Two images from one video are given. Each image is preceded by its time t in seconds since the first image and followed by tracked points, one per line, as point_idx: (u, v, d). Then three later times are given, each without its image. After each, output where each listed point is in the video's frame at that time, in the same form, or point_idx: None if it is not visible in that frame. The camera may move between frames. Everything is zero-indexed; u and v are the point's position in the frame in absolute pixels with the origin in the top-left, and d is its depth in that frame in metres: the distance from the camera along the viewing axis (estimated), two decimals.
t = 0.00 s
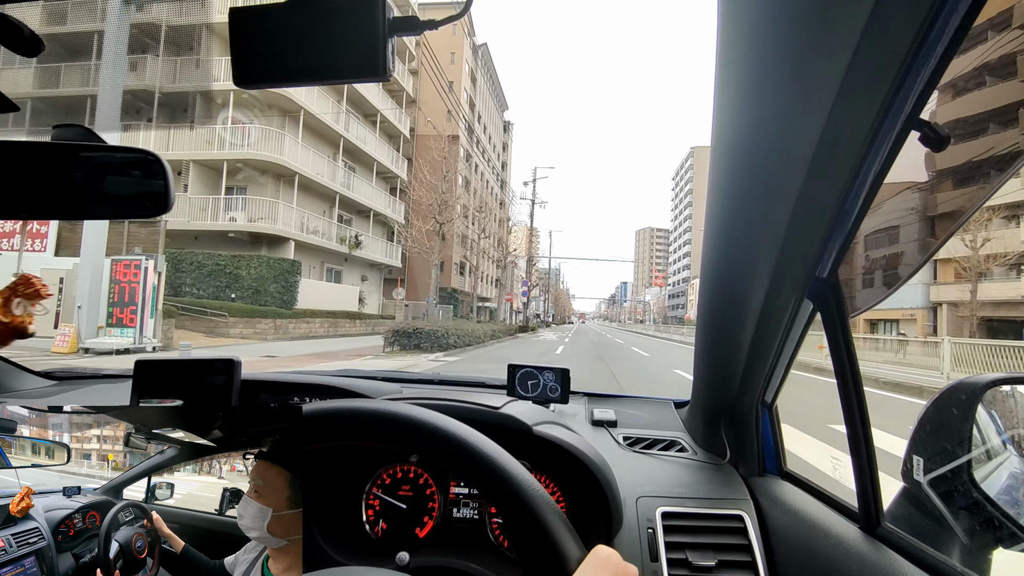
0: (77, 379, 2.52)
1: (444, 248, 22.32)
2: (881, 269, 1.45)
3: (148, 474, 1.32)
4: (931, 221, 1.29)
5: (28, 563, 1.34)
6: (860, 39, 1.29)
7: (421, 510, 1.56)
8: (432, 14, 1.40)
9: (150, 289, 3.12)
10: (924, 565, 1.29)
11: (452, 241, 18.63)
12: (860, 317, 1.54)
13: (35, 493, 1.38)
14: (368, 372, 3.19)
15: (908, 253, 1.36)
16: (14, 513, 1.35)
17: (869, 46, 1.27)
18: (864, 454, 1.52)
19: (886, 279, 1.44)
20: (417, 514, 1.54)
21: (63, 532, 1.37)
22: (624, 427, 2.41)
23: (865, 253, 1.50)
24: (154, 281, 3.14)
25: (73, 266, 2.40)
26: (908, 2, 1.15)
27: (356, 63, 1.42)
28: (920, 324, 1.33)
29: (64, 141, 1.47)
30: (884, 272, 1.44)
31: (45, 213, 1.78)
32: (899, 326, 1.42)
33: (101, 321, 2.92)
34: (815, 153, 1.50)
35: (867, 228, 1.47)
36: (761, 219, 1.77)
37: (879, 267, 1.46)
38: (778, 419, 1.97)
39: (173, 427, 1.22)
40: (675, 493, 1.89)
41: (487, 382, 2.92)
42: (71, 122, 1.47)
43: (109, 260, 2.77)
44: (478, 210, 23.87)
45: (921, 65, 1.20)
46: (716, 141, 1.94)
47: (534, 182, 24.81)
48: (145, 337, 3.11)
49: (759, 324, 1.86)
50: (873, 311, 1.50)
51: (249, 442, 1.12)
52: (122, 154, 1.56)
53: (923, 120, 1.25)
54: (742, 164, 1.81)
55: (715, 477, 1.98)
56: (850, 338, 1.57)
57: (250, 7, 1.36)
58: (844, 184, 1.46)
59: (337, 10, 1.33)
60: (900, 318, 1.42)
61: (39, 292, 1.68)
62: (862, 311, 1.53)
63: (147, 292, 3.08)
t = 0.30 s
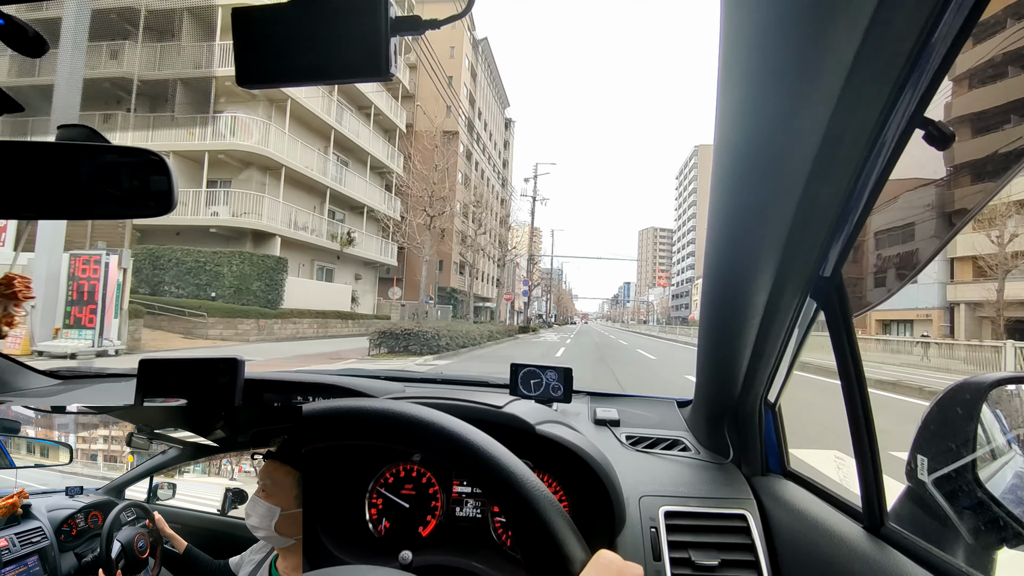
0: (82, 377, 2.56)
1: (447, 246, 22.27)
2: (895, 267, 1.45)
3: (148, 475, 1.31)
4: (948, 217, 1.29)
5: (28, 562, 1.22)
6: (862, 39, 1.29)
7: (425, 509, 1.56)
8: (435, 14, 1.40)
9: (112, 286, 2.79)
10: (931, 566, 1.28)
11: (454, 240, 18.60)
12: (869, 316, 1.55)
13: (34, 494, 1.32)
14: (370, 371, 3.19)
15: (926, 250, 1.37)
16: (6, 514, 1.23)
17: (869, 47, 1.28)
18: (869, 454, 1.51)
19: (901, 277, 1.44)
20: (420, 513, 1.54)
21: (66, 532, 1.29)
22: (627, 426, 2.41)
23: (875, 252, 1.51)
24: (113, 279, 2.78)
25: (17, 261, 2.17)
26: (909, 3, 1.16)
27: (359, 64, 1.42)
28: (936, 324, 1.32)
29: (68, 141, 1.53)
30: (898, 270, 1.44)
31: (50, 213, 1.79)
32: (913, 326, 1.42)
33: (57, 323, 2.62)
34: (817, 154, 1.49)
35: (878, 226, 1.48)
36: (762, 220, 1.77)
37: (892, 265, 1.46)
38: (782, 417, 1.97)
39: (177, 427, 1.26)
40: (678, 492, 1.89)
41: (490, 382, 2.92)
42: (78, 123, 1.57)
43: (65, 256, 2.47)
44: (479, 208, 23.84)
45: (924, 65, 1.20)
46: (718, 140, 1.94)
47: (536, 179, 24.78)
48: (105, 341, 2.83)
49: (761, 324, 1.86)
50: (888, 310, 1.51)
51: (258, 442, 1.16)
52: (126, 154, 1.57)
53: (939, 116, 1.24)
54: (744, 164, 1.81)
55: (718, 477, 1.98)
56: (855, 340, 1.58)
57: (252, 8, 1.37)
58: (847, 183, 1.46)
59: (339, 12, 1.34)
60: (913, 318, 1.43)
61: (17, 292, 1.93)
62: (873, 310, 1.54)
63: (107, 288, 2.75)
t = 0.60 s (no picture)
0: (84, 378, 2.57)
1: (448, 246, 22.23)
2: (910, 265, 1.41)
3: (150, 474, 1.32)
4: (965, 214, 1.26)
5: (32, 562, 1.29)
6: (866, 39, 1.28)
7: (426, 509, 1.55)
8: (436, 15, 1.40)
9: (58, 283, 2.43)
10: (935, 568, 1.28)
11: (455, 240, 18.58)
12: (879, 317, 1.53)
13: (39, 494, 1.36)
14: (371, 371, 3.19)
15: (943, 247, 1.32)
16: (20, 513, 1.30)
17: (872, 48, 1.28)
18: (871, 455, 1.51)
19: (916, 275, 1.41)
20: (422, 513, 1.55)
21: (67, 532, 1.35)
22: (628, 426, 2.41)
23: (880, 251, 1.48)
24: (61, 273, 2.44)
25: None
26: (911, 4, 1.16)
27: (361, 64, 1.42)
28: (954, 324, 1.25)
29: (67, 142, 1.49)
30: (913, 267, 1.40)
31: (54, 212, 1.80)
32: (928, 328, 1.37)
33: None
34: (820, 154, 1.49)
35: (889, 223, 1.45)
36: (765, 220, 1.76)
37: (906, 263, 1.42)
38: (784, 418, 1.97)
39: (178, 427, 1.25)
40: (680, 493, 1.89)
41: (491, 382, 2.92)
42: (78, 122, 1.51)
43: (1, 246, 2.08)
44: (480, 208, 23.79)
45: (928, 65, 1.19)
46: (720, 139, 1.93)
47: (537, 178, 24.75)
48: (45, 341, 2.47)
49: (763, 325, 1.86)
50: (903, 310, 1.48)
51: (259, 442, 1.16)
52: (130, 156, 1.57)
53: (955, 109, 1.20)
54: (746, 164, 1.80)
55: (720, 478, 1.97)
56: (857, 342, 1.57)
57: (253, 8, 1.37)
58: (849, 184, 1.46)
59: (340, 12, 1.34)
60: (929, 318, 1.38)
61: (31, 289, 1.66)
62: (884, 310, 1.52)
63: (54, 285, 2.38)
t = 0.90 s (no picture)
0: (87, 379, 2.57)
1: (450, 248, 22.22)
2: (927, 262, 1.34)
3: (154, 474, 1.31)
4: (987, 209, 1.19)
5: (32, 561, 1.24)
6: (868, 39, 1.28)
7: (427, 510, 1.55)
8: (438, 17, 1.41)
9: None
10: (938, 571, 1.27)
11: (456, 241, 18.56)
12: (891, 317, 1.49)
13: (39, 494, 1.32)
14: (374, 373, 3.18)
15: (964, 245, 1.24)
16: (9, 514, 1.24)
17: (873, 48, 1.28)
18: (874, 457, 1.50)
19: (932, 272, 1.34)
20: (423, 514, 1.55)
21: (69, 532, 1.30)
22: (630, 428, 2.41)
23: (887, 249, 1.45)
24: None
25: None
26: (912, 4, 1.16)
27: (363, 65, 1.43)
28: (974, 325, 1.20)
29: (70, 143, 1.51)
30: (928, 262, 1.34)
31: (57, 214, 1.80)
32: (945, 328, 1.32)
33: None
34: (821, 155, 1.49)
35: (902, 220, 1.41)
36: (767, 220, 1.76)
37: (921, 261, 1.36)
38: (786, 419, 1.97)
39: (180, 427, 1.26)
40: (681, 494, 1.89)
41: (493, 384, 2.91)
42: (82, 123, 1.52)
43: None
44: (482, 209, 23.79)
45: (929, 64, 1.19)
46: (721, 139, 1.93)
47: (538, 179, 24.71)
48: None
49: (764, 325, 1.86)
50: (917, 312, 1.43)
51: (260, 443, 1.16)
52: (130, 156, 1.58)
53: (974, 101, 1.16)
54: (748, 164, 1.80)
55: (722, 479, 1.97)
56: (860, 343, 1.56)
57: (256, 10, 1.38)
58: (850, 185, 1.46)
59: (343, 14, 1.34)
60: (947, 318, 1.32)
61: (34, 293, 2.16)
62: (899, 311, 1.47)
63: None
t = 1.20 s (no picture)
0: (89, 378, 2.58)
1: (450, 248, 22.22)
2: (944, 257, 1.30)
3: (155, 474, 1.32)
4: (1008, 200, 1.14)
5: (35, 561, 1.25)
6: (872, 37, 1.28)
7: (428, 510, 1.56)
8: (439, 18, 1.41)
9: None
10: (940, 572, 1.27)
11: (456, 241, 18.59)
12: (904, 316, 1.46)
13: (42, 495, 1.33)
14: (374, 373, 3.19)
15: (985, 240, 1.18)
16: (25, 513, 1.26)
17: (877, 50, 1.28)
18: (875, 457, 1.50)
19: (951, 266, 1.29)
20: (425, 514, 1.55)
21: (71, 532, 1.32)
22: (631, 428, 2.41)
23: (894, 248, 1.43)
24: None
25: None
26: (916, 5, 1.15)
27: (365, 65, 1.43)
28: (997, 326, 1.15)
29: (73, 144, 1.51)
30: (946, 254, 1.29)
31: (59, 215, 1.81)
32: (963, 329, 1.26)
33: None
34: (825, 157, 1.49)
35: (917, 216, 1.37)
36: (770, 221, 1.76)
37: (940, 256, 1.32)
38: (787, 419, 1.96)
39: (179, 429, 1.25)
40: (683, 494, 1.89)
41: (494, 384, 2.92)
42: (83, 125, 1.51)
43: None
44: (483, 210, 23.79)
45: (932, 66, 1.18)
46: (725, 139, 1.93)
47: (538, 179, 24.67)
48: None
49: (766, 326, 1.86)
50: (932, 310, 1.39)
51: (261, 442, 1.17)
52: (133, 156, 1.59)
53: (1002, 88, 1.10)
54: (751, 165, 1.80)
55: (722, 479, 1.97)
56: (861, 342, 1.56)
57: (259, 11, 1.39)
58: (851, 186, 1.45)
59: (345, 14, 1.35)
60: (967, 318, 1.25)
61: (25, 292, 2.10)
62: (915, 310, 1.44)
63: None
